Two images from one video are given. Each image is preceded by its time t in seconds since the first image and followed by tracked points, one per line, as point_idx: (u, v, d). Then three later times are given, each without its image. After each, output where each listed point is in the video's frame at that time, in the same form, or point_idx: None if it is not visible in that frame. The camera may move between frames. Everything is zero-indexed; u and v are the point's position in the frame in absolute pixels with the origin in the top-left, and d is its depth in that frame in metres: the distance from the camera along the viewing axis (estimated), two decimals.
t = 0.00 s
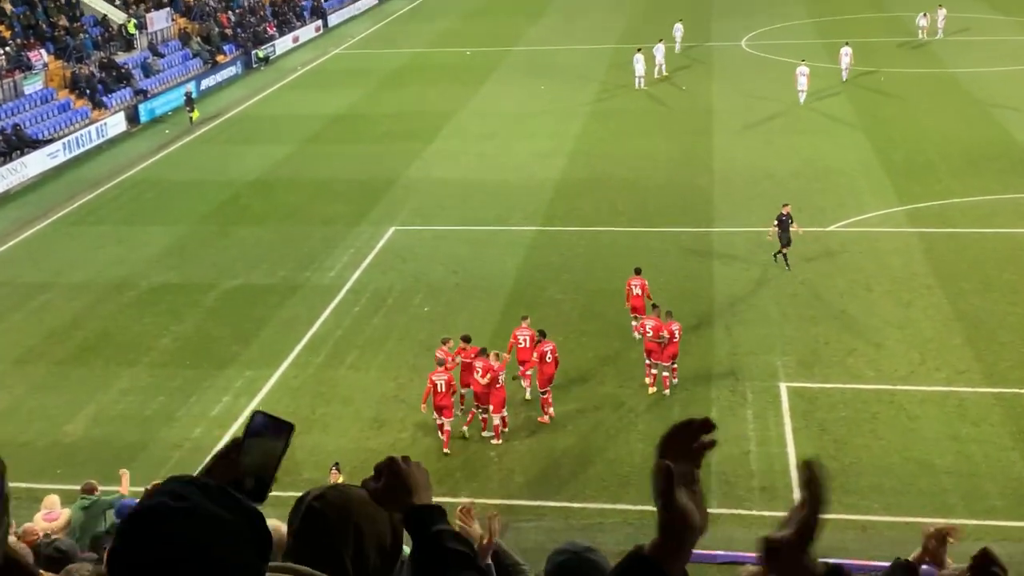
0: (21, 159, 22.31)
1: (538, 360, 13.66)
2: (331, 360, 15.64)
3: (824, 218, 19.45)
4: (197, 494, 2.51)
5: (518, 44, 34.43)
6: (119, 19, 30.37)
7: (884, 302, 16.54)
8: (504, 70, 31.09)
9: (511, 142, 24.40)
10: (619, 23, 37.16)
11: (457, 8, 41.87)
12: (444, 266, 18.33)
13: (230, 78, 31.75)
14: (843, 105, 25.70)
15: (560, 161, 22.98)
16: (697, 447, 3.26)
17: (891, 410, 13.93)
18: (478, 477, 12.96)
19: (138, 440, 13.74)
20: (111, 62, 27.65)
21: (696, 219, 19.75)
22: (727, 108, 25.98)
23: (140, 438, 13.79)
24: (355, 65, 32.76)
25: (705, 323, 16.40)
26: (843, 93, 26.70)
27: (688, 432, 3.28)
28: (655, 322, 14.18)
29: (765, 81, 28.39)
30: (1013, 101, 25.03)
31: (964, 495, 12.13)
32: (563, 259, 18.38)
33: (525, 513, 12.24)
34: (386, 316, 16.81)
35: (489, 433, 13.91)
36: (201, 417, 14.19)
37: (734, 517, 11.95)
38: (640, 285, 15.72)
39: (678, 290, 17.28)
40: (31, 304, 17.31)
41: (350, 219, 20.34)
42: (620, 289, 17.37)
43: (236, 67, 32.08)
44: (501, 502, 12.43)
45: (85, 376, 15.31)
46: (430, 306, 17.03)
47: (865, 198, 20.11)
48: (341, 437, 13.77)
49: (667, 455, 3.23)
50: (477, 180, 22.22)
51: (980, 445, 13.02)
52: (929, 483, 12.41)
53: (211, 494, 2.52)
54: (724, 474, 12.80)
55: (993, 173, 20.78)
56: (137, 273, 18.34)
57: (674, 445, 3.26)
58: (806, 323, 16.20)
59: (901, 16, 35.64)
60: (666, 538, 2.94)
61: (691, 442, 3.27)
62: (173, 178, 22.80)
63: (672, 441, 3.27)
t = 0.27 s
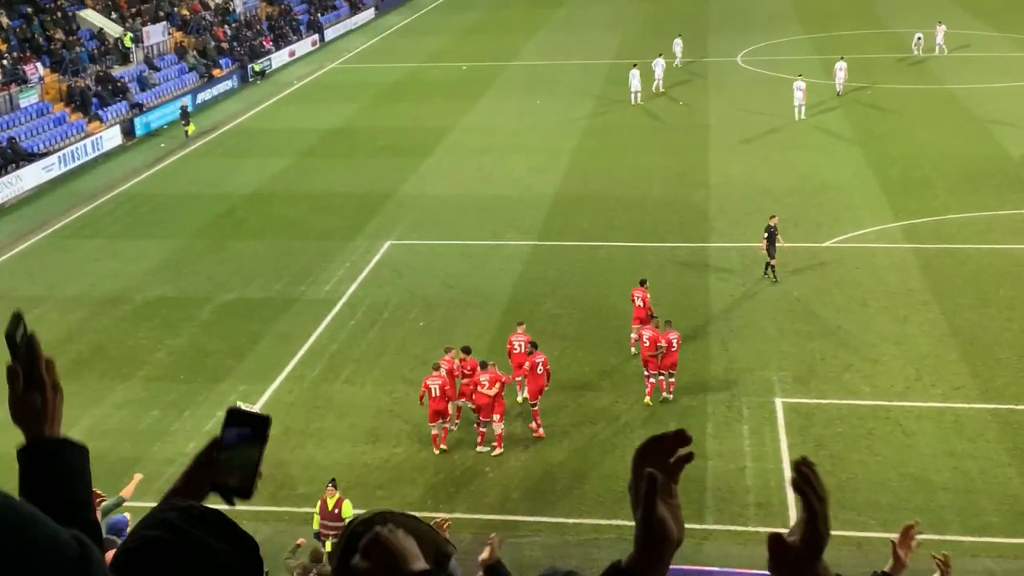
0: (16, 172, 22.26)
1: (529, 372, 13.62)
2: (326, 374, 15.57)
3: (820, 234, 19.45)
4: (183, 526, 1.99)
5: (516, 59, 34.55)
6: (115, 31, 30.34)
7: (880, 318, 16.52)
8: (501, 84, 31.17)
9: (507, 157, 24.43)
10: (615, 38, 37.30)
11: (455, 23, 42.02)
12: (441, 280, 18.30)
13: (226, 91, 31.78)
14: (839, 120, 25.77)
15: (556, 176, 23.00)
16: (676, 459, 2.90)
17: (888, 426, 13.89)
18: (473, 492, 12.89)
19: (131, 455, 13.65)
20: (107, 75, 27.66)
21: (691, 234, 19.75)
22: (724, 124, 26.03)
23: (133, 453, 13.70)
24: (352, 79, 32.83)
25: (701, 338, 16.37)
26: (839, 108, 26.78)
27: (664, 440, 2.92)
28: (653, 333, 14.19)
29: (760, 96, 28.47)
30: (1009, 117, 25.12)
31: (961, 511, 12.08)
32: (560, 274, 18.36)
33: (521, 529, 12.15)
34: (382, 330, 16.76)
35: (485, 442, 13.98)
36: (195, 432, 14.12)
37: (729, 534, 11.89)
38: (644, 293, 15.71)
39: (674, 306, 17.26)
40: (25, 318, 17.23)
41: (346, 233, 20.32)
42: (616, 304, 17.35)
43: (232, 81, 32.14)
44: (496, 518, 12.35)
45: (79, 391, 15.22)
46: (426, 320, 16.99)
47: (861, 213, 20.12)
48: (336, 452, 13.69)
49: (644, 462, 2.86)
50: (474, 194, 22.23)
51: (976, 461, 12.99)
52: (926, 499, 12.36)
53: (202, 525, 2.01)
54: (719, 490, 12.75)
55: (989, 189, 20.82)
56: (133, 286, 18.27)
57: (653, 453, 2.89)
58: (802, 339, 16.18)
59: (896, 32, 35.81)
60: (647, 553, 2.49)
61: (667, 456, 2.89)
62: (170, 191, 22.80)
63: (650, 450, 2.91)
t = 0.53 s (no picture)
0: (5, 182, 22.23)
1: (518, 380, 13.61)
2: (317, 384, 15.53)
3: (811, 244, 19.50)
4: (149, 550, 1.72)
5: (508, 69, 34.64)
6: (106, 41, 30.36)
7: (870, 329, 16.55)
8: (493, 94, 31.24)
9: (498, 167, 24.47)
10: (607, 49, 37.41)
11: (448, 33, 42.15)
12: (431, 290, 18.29)
13: (217, 101, 31.75)
14: (830, 131, 25.86)
15: (548, 186, 23.04)
16: (686, 491, 3.14)
17: (877, 436, 13.91)
18: (463, 502, 12.84)
19: (120, 466, 13.60)
20: (97, 85, 27.64)
21: (682, 244, 19.79)
22: (715, 134, 26.10)
23: (122, 464, 13.65)
24: (346, 88, 32.88)
25: (692, 349, 16.39)
26: (830, 119, 26.89)
27: (676, 471, 3.22)
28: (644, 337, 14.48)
29: (751, 107, 28.57)
30: (999, 128, 25.25)
31: (951, 521, 12.08)
32: (551, 284, 18.38)
33: (512, 539, 12.10)
34: (373, 340, 16.74)
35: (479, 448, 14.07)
36: (184, 443, 14.07)
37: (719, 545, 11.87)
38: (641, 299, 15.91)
39: (665, 316, 17.27)
40: (14, 329, 17.17)
41: (337, 243, 20.32)
42: (607, 315, 17.35)
43: (223, 90, 32.08)
44: (486, 529, 12.30)
45: (68, 402, 15.16)
46: (416, 331, 16.98)
47: (852, 224, 20.17)
48: (326, 462, 13.63)
49: (656, 490, 3.16)
50: (465, 204, 22.24)
51: (965, 472, 13.01)
52: (915, 509, 12.37)
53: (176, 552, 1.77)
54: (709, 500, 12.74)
55: (979, 199, 20.90)
56: (122, 297, 18.22)
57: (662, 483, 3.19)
58: (792, 349, 16.20)
59: (886, 44, 36.01)
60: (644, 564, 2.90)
61: (680, 484, 3.18)
62: (163, 201, 22.79)
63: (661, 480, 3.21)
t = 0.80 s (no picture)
0: None
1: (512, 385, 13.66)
2: (307, 392, 15.51)
3: (801, 251, 19.56)
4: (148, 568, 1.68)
5: (500, 76, 34.74)
6: (97, 48, 30.34)
7: (859, 336, 16.60)
8: (485, 102, 31.32)
9: (490, 174, 24.51)
10: (598, 56, 37.52)
11: (440, 40, 42.26)
12: (422, 298, 18.31)
13: (208, 108, 31.78)
14: (820, 138, 25.97)
15: (539, 194, 23.08)
16: (698, 513, 2.99)
17: (867, 443, 13.95)
18: (454, 509, 12.82)
19: (110, 474, 13.57)
20: (88, 92, 27.62)
21: (672, 252, 19.84)
22: (705, 142, 26.18)
23: (112, 472, 13.61)
24: (338, 95, 32.93)
25: (682, 357, 16.42)
26: (820, 127, 27.00)
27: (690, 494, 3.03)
28: (637, 340, 14.69)
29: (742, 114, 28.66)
30: (988, 135, 25.39)
31: (941, 528, 12.11)
32: (541, 291, 18.41)
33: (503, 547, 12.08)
34: (363, 348, 16.74)
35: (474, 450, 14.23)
36: (174, 450, 14.05)
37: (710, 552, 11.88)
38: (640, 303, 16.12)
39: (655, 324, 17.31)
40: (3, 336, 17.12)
41: (328, 250, 20.33)
42: (597, 322, 17.38)
43: (214, 98, 32.10)
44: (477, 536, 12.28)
45: (57, 410, 15.13)
46: (407, 338, 16.99)
47: (842, 232, 20.25)
48: (316, 470, 13.61)
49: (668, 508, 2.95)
50: (457, 211, 22.27)
51: (955, 479, 13.04)
52: (905, 516, 12.39)
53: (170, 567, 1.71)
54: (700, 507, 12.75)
55: (969, 206, 21.00)
56: (112, 304, 18.19)
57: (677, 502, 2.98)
58: (782, 357, 16.23)
59: (875, 52, 36.20)
60: None
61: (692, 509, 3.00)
62: (155, 207, 22.78)
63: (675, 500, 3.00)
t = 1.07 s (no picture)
0: None
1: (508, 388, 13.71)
2: (303, 401, 15.59)
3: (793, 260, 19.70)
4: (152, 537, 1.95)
5: (495, 87, 34.94)
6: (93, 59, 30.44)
7: (851, 344, 16.73)
8: (480, 112, 31.48)
9: (484, 184, 24.65)
10: (592, 66, 37.76)
11: (434, 51, 42.48)
12: (417, 306, 18.41)
13: (204, 118, 31.91)
14: (812, 148, 26.16)
15: (532, 203, 23.22)
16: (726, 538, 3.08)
17: (859, 450, 14.05)
18: (449, 516, 12.89)
19: (106, 483, 13.62)
20: (85, 103, 27.73)
21: (665, 261, 19.97)
22: (699, 151, 26.35)
23: (108, 480, 13.67)
24: (334, 105, 33.09)
25: (676, 365, 16.53)
26: (812, 136, 27.20)
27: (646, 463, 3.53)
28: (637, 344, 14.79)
29: (734, 124, 28.87)
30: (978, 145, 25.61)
31: (932, 535, 12.21)
32: (536, 300, 18.52)
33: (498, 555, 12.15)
34: (359, 356, 16.83)
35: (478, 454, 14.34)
36: (171, 459, 14.11)
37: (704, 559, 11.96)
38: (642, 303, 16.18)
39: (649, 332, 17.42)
40: None
41: (323, 260, 20.44)
42: (592, 330, 17.49)
43: (210, 108, 32.23)
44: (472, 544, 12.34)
45: (53, 419, 15.18)
46: (402, 347, 17.08)
47: (834, 241, 20.40)
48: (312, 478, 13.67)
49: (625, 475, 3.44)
50: (451, 221, 22.39)
51: (946, 486, 13.15)
52: (897, 523, 12.49)
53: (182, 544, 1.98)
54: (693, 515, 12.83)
55: (960, 216, 21.17)
56: (108, 314, 18.27)
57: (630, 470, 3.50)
58: (775, 365, 16.35)
59: (866, 62, 36.48)
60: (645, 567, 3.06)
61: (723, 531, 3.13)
62: (152, 218, 22.89)
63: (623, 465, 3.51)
